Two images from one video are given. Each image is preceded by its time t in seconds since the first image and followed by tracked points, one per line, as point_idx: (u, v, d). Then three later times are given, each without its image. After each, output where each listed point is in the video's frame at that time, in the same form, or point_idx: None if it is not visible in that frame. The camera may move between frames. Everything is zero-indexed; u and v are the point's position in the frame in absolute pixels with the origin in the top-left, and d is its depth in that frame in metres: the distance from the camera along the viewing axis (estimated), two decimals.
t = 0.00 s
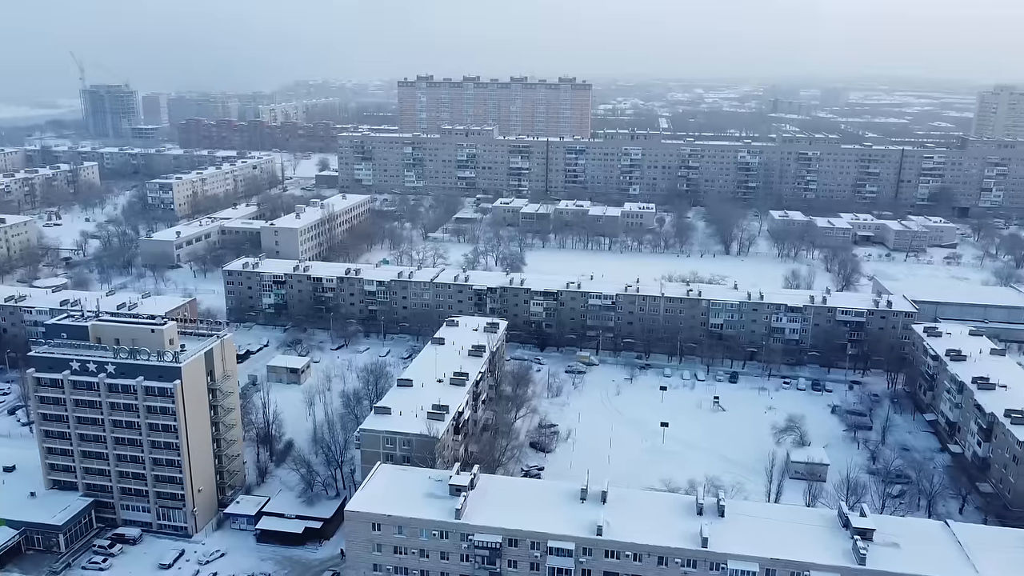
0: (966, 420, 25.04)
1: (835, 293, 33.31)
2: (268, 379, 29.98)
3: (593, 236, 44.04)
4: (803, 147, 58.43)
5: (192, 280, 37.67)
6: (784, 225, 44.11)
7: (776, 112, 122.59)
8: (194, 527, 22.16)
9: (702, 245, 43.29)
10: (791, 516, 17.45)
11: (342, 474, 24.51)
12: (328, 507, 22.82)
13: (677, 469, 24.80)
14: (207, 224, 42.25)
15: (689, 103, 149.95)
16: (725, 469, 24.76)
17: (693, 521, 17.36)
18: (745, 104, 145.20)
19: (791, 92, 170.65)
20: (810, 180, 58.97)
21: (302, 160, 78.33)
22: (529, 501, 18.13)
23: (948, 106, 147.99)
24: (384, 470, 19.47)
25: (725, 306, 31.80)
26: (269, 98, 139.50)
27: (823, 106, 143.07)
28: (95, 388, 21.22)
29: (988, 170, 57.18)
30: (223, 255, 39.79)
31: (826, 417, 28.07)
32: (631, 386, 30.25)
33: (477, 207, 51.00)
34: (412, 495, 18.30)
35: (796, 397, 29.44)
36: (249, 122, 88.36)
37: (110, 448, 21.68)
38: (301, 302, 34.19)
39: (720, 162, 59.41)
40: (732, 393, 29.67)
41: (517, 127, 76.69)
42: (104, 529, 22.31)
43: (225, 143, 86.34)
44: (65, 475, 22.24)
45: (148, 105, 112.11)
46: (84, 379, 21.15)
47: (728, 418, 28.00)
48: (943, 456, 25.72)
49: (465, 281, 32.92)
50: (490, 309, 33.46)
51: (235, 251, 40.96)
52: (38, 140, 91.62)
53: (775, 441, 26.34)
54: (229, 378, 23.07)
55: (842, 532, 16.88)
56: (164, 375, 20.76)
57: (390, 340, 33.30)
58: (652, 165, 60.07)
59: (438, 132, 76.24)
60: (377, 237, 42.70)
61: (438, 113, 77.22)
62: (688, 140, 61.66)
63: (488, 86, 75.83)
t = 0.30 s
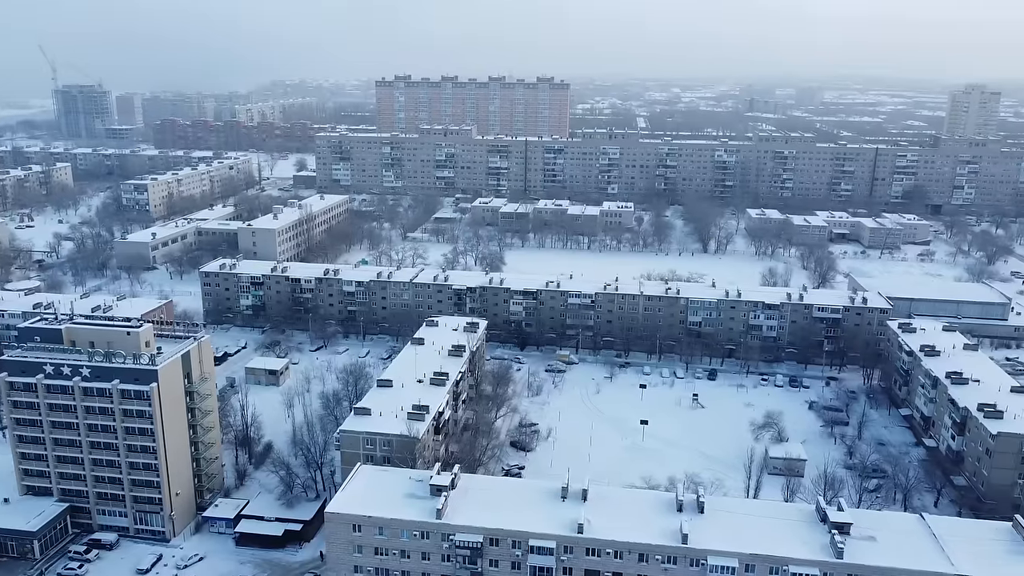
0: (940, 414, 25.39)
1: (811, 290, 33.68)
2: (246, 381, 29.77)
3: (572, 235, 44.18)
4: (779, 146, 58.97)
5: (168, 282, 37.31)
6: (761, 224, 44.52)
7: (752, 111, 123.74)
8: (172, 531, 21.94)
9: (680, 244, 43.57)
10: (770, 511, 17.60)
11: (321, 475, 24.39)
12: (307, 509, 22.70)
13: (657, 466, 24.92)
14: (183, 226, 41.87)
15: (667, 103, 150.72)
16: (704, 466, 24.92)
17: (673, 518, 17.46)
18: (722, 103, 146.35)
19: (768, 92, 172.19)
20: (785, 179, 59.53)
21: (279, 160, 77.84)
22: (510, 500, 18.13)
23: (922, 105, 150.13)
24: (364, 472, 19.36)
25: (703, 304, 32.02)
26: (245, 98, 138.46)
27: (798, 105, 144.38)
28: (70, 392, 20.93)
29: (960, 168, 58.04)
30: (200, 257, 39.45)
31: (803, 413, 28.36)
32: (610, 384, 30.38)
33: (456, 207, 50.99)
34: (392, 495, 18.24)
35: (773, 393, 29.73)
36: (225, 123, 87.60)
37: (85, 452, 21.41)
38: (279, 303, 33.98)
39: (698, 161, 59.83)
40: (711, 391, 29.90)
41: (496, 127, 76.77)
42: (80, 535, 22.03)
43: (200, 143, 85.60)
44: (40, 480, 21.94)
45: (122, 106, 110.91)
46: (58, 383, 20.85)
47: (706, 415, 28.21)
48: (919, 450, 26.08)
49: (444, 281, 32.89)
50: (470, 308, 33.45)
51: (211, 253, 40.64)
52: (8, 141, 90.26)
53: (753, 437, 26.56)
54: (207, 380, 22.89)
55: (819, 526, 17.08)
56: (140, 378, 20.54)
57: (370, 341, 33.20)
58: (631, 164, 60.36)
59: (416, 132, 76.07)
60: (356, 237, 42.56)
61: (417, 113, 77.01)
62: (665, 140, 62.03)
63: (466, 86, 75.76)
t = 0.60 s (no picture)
0: (915, 408, 25.74)
1: (788, 287, 34.02)
2: (224, 384, 29.53)
3: (551, 235, 44.30)
4: (755, 145, 59.51)
5: (144, 284, 36.92)
6: (738, 222, 44.89)
7: (729, 110, 124.85)
8: (149, 535, 21.69)
9: (659, 243, 43.84)
10: (749, 507, 17.73)
11: (301, 478, 24.24)
12: (287, 512, 22.55)
13: (637, 464, 25.05)
14: (158, 227, 41.45)
15: (645, 103, 151.42)
16: (684, 463, 25.08)
17: (654, 515, 17.55)
18: (699, 103, 147.45)
19: (745, 91, 173.63)
20: (762, 178, 60.09)
21: (256, 161, 77.29)
22: (491, 500, 18.09)
23: (895, 104, 152.20)
24: (344, 473, 19.25)
25: (681, 302, 32.24)
26: (221, 98, 137.28)
27: (774, 105, 145.62)
28: (43, 397, 20.62)
29: (932, 166, 58.87)
30: (176, 258, 39.06)
31: (781, 409, 28.64)
32: (590, 382, 30.50)
33: (435, 208, 50.94)
34: (372, 496, 18.16)
35: (751, 390, 29.99)
36: (200, 123, 86.80)
37: (60, 457, 21.13)
38: (257, 304, 33.77)
39: (675, 160, 60.21)
40: (689, 388, 30.12)
41: (474, 127, 76.80)
42: (55, 541, 21.73)
43: (175, 144, 84.82)
44: (13, 486, 21.61)
45: (95, 106, 109.67)
46: (32, 387, 20.54)
47: (685, 412, 28.40)
48: (894, 445, 26.44)
49: (424, 281, 32.84)
50: (450, 308, 33.42)
51: (188, 254, 40.26)
52: None
53: (732, 434, 26.77)
54: (185, 383, 22.67)
55: (798, 521, 17.24)
56: (116, 381, 20.30)
57: (349, 342, 33.07)
58: (609, 163, 60.62)
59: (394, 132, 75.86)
60: (334, 238, 42.38)
61: (394, 113, 76.72)
62: (643, 139, 62.36)
63: (444, 85, 75.65)
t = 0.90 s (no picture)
0: (890, 404, 26.06)
1: (765, 285, 34.34)
2: (201, 387, 29.27)
3: (530, 234, 44.36)
4: (731, 144, 60.00)
5: (118, 286, 36.49)
6: (715, 221, 45.25)
7: (705, 109, 125.83)
8: (126, 541, 21.42)
9: (637, 241, 44.06)
10: (728, 504, 17.85)
11: (280, 480, 24.09)
12: (266, 515, 22.39)
13: (617, 462, 25.16)
14: (133, 228, 41.00)
15: (623, 102, 152.02)
16: (663, 460, 25.23)
17: (633, 512, 17.63)
18: (676, 102, 148.40)
19: (722, 91, 174.94)
20: (738, 176, 60.62)
21: (232, 162, 76.66)
22: (471, 500, 18.05)
23: (869, 102, 154.07)
24: (323, 475, 19.11)
25: (660, 300, 32.45)
26: (196, 98, 136.11)
27: (750, 104, 147.04)
28: (16, 401, 20.29)
29: (906, 164, 59.60)
30: (151, 260, 38.66)
31: (759, 406, 28.91)
32: (570, 381, 30.60)
33: (413, 207, 50.84)
34: (352, 498, 18.07)
35: (729, 387, 30.25)
36: (176, 124, 85.99)
37: (33, 462, 20.83)
38: (234, 306, 33.52)
39: (652, 159, 60.51)
40: (668, 385, 30.32)
41: (452, 127, 76.73)
42: (29, 548, 21.41)
43: (149, 145, 83.94)
44: None
45: (66, 107, 108.31)
46: (4, 392, 20.20)
47: (664, 409, 28.58)
48: (870, 440, 26.78)
49: (402, 281, 32.77)
50: (429, 308, 33.37)
51: (163, 256, 39.88)
52: None
53: (711, 430, 26.98)
54: (161, 387, 22.46)
55: (776, 516, 17.38)
56: (90, 385, 20.01)
57: (328, 343, 32.92)
58: (587, 162, 60.83)
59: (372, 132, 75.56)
60: (312, 239, 42.16)
61: (371, 113, 76.36)
62: (620, 138, 62.64)
63: (421, 85, 75.46)
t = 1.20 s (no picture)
0: (866, 399, 26.38)
1: (742, 283, 34.63)
2: (178, 390, 28.99)
3: (508, 234, 44.39)
4: (708, 143, 60.47)
5: (92, 289, 36.06)
6: (693, 219, 45.57)
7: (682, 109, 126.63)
8: (102, 546, 21.14)
9: (615, 240, 44.26)
10: (707, 500, 17.94)
11: (259, 483, 23.93)
12: (245, 518, 22.21)
13: (597, 460, 25.25)
14: (107, 230, 40.53)
15: (601, 102, 152.51)
16: (643, 458, 25.36)
17: (614, 510, 17.66)
18: (653, 101, 149.21)
19: (700, 90, 176.10)
20: (715, 175, 61.13)
21: (208, 162, 75.99)
22: (452, 499, 17.99)
23: (844, 102, 155.83)
24: (302, 477, 18.97)
25: (638, 298, 32.64)
26: (171, 98, 134.76)
27: (727, 103, 148.21)
28: None
29: (880, 162, 60.34)
30: (126, 262, 38.27)
31: (737, 402, 29.16)
32: (549, 380, 30.69)
33: (392, 207, 50.70)
34: (331, 499, 17.96)
35: (708, 384, 30.49)
36: (150, 124, 85.07)
37: (7, 468, 20.51)
38: (211, 308, 33.26)
39: (630, 158, 60.78)
40: (647, 383, 30.50)
41: (431, 126, 76.62)
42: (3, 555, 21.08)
43: (123, 145, 83.01)
44: None
45: (37, 107, 106.79)
46: None
47: (643, 407, 28.74)
48: (847, 435, 27.10)
49: (381, 282, 32.68)
50: (408, 309, 33.30)
51: (138, 258, 39.47)
52: None
53: (690, 427, 27.18)
54: (137, 390, 22.17)
55: (754, 512, 17.50)
56: (64, 389, 19.76)
57: (306, 345, 32.74)
58: (565, 162, 61.01)
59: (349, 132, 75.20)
60: (290, 240, 41.92)
61: (349, 113, 75.99)
62: (598, 137, 62.87)
63: (399, 85, 75.23)
